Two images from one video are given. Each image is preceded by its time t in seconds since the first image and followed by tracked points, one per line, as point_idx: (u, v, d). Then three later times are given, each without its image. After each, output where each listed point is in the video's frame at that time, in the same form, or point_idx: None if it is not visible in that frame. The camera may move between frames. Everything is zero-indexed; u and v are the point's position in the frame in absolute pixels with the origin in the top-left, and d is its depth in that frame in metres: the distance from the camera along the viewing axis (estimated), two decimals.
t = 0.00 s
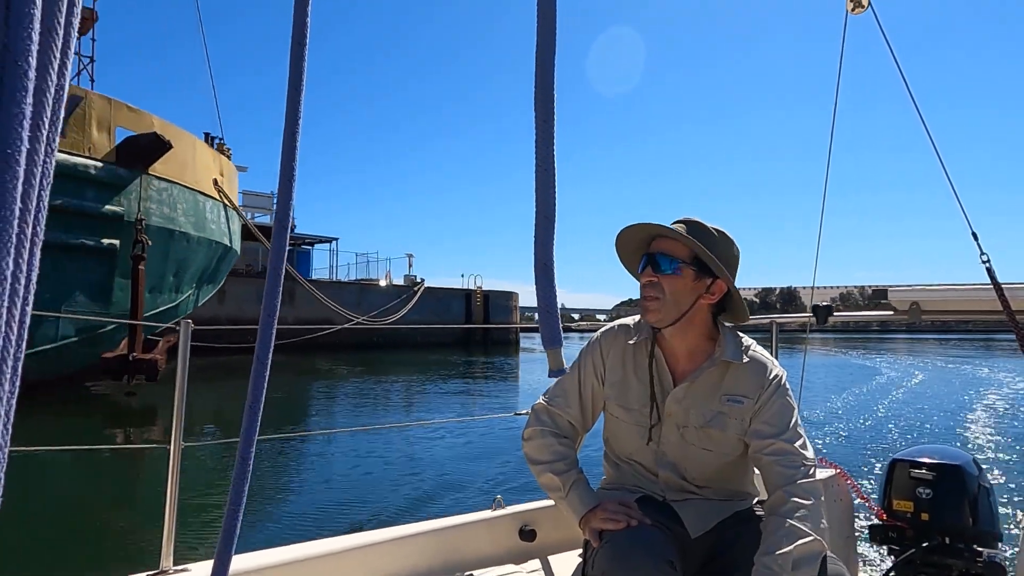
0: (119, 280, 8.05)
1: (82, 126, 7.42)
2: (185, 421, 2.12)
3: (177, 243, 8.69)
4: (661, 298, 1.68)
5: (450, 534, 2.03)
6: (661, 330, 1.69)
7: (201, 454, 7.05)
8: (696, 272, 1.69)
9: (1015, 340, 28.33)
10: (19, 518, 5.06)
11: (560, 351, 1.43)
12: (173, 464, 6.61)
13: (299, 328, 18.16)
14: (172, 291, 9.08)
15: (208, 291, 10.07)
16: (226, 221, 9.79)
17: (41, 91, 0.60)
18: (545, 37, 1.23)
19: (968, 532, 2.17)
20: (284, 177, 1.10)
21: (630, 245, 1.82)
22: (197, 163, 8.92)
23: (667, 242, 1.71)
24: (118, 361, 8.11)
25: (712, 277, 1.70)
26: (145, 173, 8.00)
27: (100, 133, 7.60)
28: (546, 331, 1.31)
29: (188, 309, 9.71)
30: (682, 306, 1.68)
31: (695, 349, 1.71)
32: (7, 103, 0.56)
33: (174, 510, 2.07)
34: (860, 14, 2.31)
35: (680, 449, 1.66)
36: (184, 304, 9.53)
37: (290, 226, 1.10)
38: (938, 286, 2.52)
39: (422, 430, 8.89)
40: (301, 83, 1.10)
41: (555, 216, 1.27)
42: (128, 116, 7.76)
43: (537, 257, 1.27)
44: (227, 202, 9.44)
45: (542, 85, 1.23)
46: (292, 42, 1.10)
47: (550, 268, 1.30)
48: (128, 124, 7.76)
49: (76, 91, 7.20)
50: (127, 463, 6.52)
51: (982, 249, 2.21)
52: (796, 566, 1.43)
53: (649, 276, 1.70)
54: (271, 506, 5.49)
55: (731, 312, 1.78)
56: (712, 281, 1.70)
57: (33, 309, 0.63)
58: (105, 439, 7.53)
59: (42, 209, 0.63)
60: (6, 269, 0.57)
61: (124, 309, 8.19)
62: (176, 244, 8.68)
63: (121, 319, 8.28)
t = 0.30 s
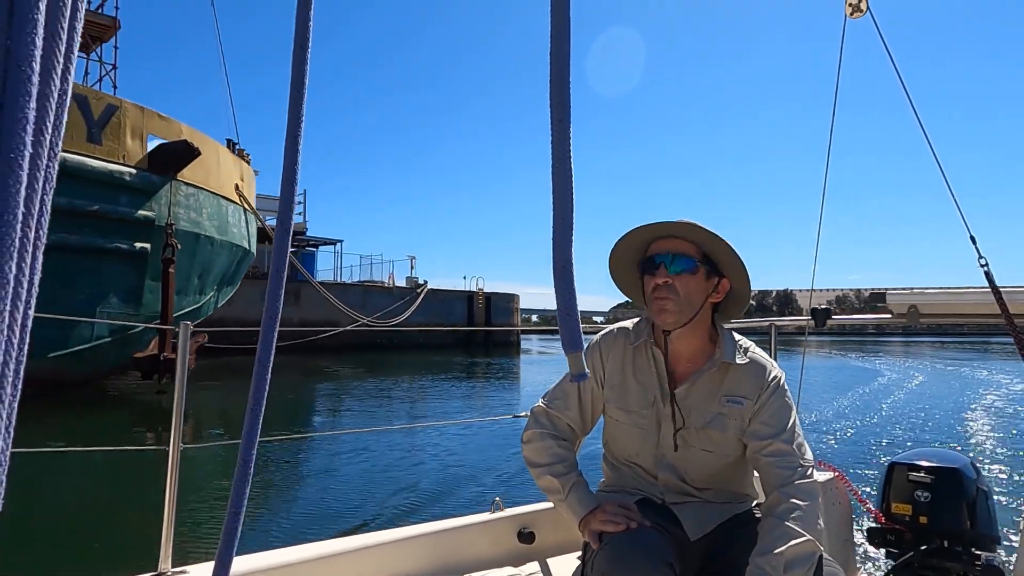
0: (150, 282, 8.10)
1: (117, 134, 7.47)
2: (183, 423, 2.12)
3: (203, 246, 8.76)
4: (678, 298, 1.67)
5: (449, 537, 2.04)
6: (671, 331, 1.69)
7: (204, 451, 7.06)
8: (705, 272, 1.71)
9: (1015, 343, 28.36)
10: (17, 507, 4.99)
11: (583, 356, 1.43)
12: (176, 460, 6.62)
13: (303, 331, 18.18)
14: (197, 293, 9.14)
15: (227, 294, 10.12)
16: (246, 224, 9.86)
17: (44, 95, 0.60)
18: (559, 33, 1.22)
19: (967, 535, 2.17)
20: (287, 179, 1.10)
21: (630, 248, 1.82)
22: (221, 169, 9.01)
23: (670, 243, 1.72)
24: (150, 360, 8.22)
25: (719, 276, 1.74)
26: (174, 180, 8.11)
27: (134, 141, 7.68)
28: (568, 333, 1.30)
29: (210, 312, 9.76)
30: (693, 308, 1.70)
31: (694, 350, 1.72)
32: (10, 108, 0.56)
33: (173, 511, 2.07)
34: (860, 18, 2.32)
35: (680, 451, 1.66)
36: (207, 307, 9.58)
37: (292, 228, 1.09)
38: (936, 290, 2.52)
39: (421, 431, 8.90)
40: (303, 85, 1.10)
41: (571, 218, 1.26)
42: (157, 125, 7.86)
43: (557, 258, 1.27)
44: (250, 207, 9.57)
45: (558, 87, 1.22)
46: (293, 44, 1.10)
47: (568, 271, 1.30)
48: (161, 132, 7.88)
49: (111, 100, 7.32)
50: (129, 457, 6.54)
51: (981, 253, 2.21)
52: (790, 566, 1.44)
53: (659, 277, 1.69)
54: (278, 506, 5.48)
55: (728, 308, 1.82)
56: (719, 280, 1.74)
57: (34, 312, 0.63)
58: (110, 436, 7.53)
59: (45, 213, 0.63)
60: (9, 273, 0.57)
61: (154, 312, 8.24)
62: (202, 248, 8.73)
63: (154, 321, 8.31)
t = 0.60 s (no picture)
0: (183, 280, 8.26)
1: (155, 137, 7.61)
2: (187, 419, 2.12)
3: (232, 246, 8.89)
4: (659, 297, 1.68)
5: (451, 533, 2.04)
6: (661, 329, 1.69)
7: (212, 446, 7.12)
8: (693, 269, 1.68)
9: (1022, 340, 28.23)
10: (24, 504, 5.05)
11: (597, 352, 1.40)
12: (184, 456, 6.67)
13: (314, 326, 18.23)
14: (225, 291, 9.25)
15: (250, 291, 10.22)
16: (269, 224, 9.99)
17: (48, 91, 0.61)
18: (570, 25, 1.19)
19: (970, 532, 2.16)
20: (287, 174, 1.10)
21: (630, 244, 1.82)
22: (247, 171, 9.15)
23: (665, 242, 1.71)
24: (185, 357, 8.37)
25: (709, 274, 1.70)
26: (206, 181, 8.24)
27: (170, 145, 7.81)
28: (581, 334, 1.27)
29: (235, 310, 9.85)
30: (680, 306, 1.68)
31: (696, 348, 1.72)
32: (14, 104, 0.56)
33: (178, 507, 2.08)
34: (864, 13, 2.31)
35: (681, 449, 1.66)
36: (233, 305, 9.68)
37: (291, 224, 1.09)
38: (940, 286, 2.51)
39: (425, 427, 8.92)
40: (303, 79, 1.09)
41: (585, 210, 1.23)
42: (191, 128, 7.99)
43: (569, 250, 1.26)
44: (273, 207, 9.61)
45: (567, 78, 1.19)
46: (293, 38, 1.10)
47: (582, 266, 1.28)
48: (194, 136, 8.00)
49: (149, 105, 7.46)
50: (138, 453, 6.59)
51: (986, 249, 2.19)
52: (790, 563, 1.44)
53: (645, 274, 1.69)
54: (289, 502, 5.52)
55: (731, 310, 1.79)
56: (709, 278, 1.70)
57: (38, 307, 0.63)
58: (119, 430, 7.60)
59: (48, 207, 0.63)
60: (12, 270, 0.58)
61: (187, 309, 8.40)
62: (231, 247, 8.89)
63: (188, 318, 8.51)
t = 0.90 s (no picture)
0: (212, 282, 8.31)
1: (187, 143, 7.67)
2: (187, 420, 2.12)
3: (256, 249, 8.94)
4: (656, 300, 1.69)
5: (451, 534, 2.04)
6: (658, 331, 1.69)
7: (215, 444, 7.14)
8: (693, 274, 1.69)
9: None
10: (21, 508, 4.91)
11: (570, 353, 1.42)
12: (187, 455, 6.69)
13: (320, 326, 18.19)
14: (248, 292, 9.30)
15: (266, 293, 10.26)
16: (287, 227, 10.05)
17: (51, 93, 0.61)
18: (554, 40, 1.21)
19: (969, 535, 2.17)
20: (288, 178, 1.10)
21: (630, 246, 1.82)
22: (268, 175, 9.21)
23: (666, 246, 1.72)
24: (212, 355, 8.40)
25: (705, 278, 1.70)
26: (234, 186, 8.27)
27: (200, 150, 7.86)
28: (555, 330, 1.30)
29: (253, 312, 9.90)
30: (679, 310, 1.69)
31: (695, 352, 1.72)
32: (15, 105, 0.56)
33: (177, 508, 2.08)
34: (864, 16, 2.31)
35: (681, 452, 1.66)
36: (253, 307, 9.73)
37: (293, 227, 1.09)
38: (939, 289, 2.51)
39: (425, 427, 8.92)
40: (304, 81, 1.09)
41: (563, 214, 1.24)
42: (220, 134, 8.03)
43: (546, 257, 1.26)
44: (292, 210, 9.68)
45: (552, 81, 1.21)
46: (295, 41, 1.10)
47: (560, 271, 1.28)
48: (223, 142, 8.05)
49: (182, 112, 7.51)
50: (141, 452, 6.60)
51: (984, 252, 2.19)
52: (787, 566, 1.44)
53: (643, 277, 1.71)
54: (291, 502, 5.51)
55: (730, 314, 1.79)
56: (707, 284, 1.71)
57: (39, 308, 0.63)
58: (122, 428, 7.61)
59: (50, 209, 0.63)
60: (14, 271, 0.58)
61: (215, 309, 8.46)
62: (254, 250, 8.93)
63: (215, 320, 8.57)
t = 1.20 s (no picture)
0: (237, 279, 8.29)
1: (216, 145, 7.63)
2: (184, 417, 2.12)
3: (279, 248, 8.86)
4: (684, 300, 1.66)
5: (448, 530, 2.04)
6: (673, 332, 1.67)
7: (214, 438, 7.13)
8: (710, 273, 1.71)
9: None
10: (17, 500, 4.65)
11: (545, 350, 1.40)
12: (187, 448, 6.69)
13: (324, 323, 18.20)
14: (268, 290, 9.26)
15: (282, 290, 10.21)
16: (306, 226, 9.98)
17: (44, 85, 0.60)
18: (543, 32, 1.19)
19: (966, 533, 2.17)
20: (284, 172, 1.09)
21: (633, 245, 1.79)
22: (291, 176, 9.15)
23: (679, 245, 1.71)
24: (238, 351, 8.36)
25: (722, 277, 1.75)
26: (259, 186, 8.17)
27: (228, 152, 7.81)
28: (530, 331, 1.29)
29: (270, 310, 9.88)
30: (700, 310, 1.69)
31: (694, 349, 1.72)
32: (9, 97, 0.56)
33: (174, 504, 2.08)
34: (864, 14, 2.31)
35: (679, 450, 1.66)
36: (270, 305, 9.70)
37: (288, 221, 1.08)
38: (938, 287, 2.51)
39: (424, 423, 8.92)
40: (302, 75, 1.09)
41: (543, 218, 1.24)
42: (245, 135, 8.00)
43: (524, 258, 1.25)
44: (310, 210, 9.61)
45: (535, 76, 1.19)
46: (293, 37, 1.10)
47: (535, 269, 1.27)
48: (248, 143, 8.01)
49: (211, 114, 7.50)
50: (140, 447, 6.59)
51: (982, 251, 2.18)
52: (784, 563, 1.43)
53: (665, 279, 1.67)
54: (291, 496, 5.51)
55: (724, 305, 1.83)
56: (720, 282, 1.76)
57: (33, 302, 0.62)
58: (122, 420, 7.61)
59: (43, 202, 0.63)
60: (7, 264, 0.57)
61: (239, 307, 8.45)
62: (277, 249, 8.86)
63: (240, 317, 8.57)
